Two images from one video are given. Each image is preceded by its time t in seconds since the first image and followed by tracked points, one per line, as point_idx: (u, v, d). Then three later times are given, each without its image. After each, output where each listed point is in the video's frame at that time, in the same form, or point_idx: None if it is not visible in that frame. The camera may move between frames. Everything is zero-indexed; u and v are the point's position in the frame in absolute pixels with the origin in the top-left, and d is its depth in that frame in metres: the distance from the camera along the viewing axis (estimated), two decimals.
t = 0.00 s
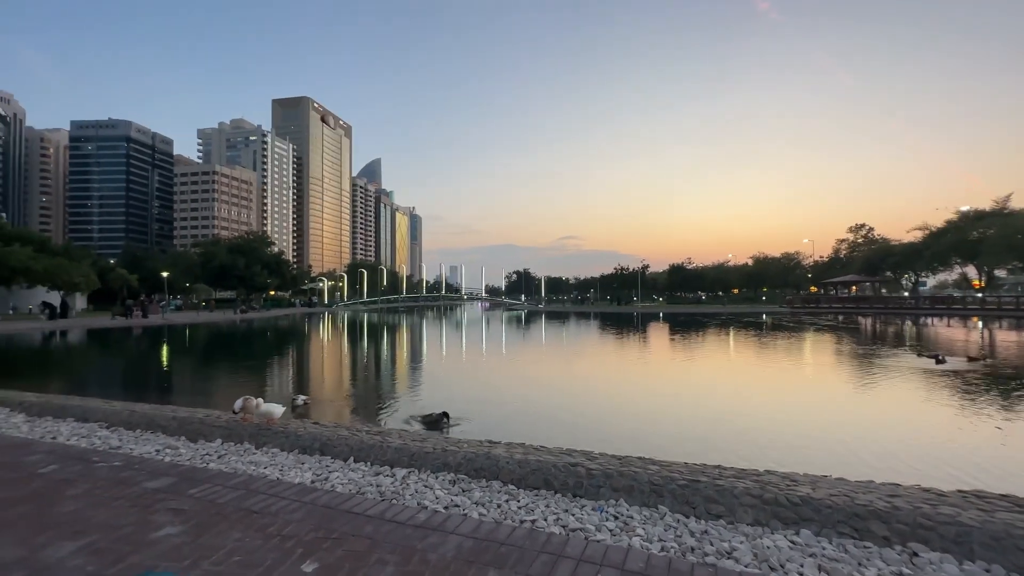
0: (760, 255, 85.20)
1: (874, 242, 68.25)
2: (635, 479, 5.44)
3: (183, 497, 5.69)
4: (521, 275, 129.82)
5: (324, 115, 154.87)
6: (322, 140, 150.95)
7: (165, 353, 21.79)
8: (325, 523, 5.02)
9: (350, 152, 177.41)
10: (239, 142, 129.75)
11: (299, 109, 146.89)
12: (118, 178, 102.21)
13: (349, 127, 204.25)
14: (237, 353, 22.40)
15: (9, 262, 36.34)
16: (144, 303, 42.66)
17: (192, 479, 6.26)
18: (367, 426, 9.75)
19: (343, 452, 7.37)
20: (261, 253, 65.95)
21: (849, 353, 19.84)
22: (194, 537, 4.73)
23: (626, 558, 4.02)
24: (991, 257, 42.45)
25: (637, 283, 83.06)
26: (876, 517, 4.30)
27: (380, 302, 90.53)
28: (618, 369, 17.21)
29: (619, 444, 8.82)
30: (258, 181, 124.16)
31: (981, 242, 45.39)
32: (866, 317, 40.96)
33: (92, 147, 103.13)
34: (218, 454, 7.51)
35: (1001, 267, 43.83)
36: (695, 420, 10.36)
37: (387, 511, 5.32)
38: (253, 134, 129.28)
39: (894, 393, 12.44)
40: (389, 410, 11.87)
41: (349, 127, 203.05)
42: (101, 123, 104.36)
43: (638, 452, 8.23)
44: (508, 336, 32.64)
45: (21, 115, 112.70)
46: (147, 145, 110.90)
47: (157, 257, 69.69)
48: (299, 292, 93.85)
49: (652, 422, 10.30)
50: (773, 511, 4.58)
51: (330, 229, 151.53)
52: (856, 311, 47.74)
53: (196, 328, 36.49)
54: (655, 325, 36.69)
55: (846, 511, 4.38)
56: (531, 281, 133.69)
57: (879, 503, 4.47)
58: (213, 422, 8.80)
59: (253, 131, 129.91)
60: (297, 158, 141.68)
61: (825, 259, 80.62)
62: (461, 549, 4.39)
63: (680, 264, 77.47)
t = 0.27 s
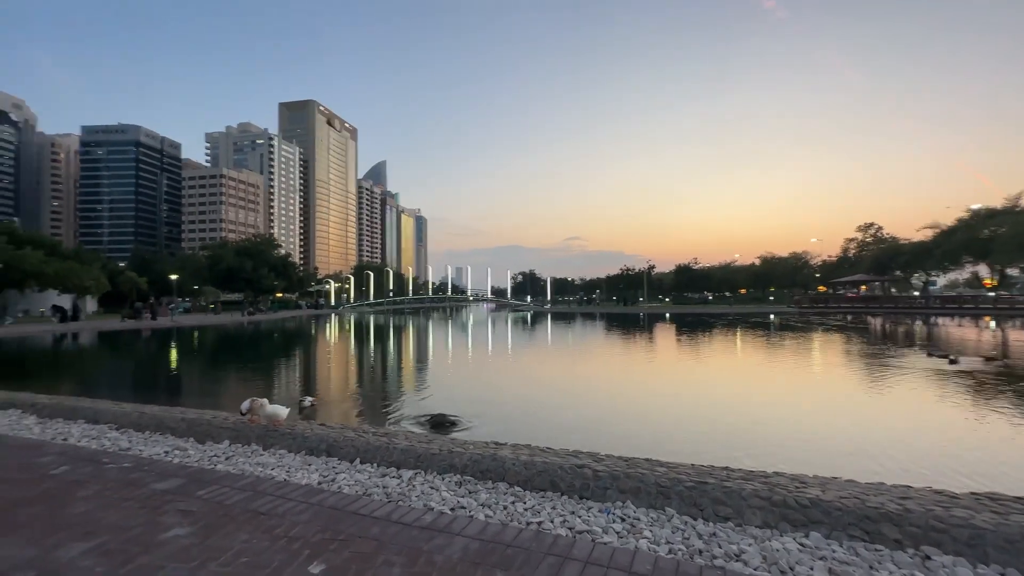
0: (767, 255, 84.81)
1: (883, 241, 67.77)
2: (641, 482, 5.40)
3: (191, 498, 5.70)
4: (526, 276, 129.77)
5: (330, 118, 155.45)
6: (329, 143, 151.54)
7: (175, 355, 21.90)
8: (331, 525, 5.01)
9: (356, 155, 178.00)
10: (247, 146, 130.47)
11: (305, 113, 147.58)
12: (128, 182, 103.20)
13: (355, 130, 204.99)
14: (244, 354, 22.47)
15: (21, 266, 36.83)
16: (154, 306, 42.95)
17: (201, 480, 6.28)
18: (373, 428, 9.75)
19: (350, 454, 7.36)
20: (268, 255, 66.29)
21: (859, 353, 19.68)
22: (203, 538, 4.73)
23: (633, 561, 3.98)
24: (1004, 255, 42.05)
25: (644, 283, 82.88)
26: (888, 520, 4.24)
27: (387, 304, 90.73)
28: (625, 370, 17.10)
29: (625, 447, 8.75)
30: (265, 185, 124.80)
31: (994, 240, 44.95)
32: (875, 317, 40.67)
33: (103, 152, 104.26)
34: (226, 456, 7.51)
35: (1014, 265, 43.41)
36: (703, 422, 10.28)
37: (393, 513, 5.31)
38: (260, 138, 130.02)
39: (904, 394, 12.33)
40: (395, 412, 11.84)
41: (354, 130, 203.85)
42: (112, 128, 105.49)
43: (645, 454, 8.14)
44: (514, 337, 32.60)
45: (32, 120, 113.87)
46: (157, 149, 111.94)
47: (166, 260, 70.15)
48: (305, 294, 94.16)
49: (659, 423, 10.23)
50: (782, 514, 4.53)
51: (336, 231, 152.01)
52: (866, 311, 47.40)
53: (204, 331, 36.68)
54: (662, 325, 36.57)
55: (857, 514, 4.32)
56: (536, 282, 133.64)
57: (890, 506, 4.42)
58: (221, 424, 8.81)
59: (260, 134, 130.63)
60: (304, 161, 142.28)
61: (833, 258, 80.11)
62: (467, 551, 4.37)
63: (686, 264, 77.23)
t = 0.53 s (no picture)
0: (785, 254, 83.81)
1: (907, 239, 66.60)
2: (659, 483, 5.34)
3: (214, 496, 5.76)
4: (541, 277, 129.58)
5: (346, 122, 156.73)
6: (344, 146, 152.79)
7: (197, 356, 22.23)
8: (350, 524, 5.01)
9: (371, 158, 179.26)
10: (265, 151, 132.10)
11: (322, 117, 148.99)
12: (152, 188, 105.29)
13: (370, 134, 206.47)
14: (263, 356, 22.72)
15: (52, 270, 39.41)
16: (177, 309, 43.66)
17: (223, 479, 6.33)
18: (390, 429, 9.77)
19: (368, 454, 7.37)
20: (287, 258, 67.07)
21: (885, 353, 19.41)
22: (224, 536, 4.77)
23: (651, 563, 3.93)
24: None
25: (660, 284, 82.38)
26: (915, 525, 4.14)
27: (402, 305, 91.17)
28: (643, 371, 16.98)
29: (643, 448, 8.69)
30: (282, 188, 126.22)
31: None
32: (900, 317, 40.00)
33: (127, 159, 106.72)
34: (247, 455, 7.58)
35: None
36: (722, 423, 10.16)
37: (410, 513, 5.30)
38: (278, 142, 131.55)
39: (930, 396, 12.06)
40: (411, 413, 11.89)
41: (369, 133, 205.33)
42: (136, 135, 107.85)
43: (663, 457, 8.05)
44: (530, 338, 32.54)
45: (59, 126, 116.55)
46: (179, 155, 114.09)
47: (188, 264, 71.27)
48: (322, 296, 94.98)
49: (676, 425, 10.13)
50: (804, 517, 4.44)
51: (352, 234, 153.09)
52: (890, 310, 46.61)
53: (225, 333, 37.19)
54: (679, 326, 36.28)
55: (881, 518, 4.23)
56: (551, 282, 133.37)
57: (917, 511, 4.30)
58: (243, 424, 8.89)
59: (277, 139, 132.18)
60: (320, 164, 143.58)
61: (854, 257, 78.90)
62: (483, 552, 4.35)
63: (703, 264, 76.61)
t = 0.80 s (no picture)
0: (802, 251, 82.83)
1: (928, 236, 65.43)
2: (674, 484, 5.30)
3: (234, 494, 5.82)
4: (554, 276, 129.42)
5: (359, 124, 157.65)
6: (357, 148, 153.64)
7: (216, 357, 22.49)
8: (365, 523, 5.04)
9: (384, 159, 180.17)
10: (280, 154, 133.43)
11: (335, 119, 150.10)
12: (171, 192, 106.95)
13: (382, 135, 207.56)
14: (280, 356, 22.89)
15: (77, 273, 40.46)
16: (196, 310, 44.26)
17: (242, 477, 6.39)
18: (404, 428, 9.78)
19: (383, 453, 7.40)
20: (302, 259, 67.67)
21: (907, 351, 19.14)
22: (243, 533, 4.81)
23: (666, 565, 3.89)
24: None
25: (674, 283, 81.85)
26: (939, 529, 4.04)
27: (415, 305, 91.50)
28: (658, 370, 16.86)
29: (659, 448, 8.62)
30: (297, 190, 127.30)
31: None
32: (922, 314, 39.31)
33: (148, 164, 108.80)
34: (265, 454, 7.64)
35: None
36: (738, 424, 10.05)
37: (425, 512, 5.31)
38: (292, 144, 132.76)
39: (953, 396, 11.83)
40: (425, 413, 11.89)
41: (382, 135, 206.43)
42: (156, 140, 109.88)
43: (679, 458, 7.95)
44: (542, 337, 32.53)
45: (80, 132, 118.68)
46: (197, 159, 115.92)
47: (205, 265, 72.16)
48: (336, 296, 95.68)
49: (691, 426, 10.04)
50: (822, 519, 4.38)
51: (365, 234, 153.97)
52: (912, 308, 45.83)
53: (243, 333, 37.61)
54: (693, 325, 36.03)
55: (903, 522, 4.15)
56: (564, 282, 133.12)
57: (941, 514, 4.21)
58: (261, 423, 8.95)
59: (292, 142, 133.41)
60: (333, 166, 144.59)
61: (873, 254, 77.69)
62: (497, 551, 4.33)
63: (717, 262, 76.01)
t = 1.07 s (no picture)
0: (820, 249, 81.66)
1: (952, 232, 64.10)
2: (692, 485, 5.24)
3: (254, 494, 5.86)
4: (567, 276, 129.14)
5: (372, 127, 158.55)
6: (371, 151, 154.53)
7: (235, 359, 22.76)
8: (383, 523, 5.04)
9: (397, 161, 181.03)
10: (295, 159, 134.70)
11: (349, 123, 151.15)
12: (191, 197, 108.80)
13: (396, 138, 208.54)
14: (297, 358, 23.08)
15: (101, 278, 41.33)
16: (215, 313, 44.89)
17: (262, 477, 6.43)
18: (420, 430, 9.75)
19: (400, 454, 7.41)
20: (318, 262, 68.27)
21: (931, 350, 18.74)
22: (264, 531, 4.85)
23: (685, 567, 3.85)
24: None
25: (688, 282, 81.32)
26: (968, 533, 3.95)
27: (429, 307, 91.83)
28: (674, 371, 16.69)
29: (675, 450, 8.50)
30: (312, 194, 128.44)
31: None
32: (945, 313, 38.56)
33: (168, 170, 110.91)
34: (284, 454, 7.69)
35: None
36: (754, 425, 9.93)
37: (442, 512, 5.31)
38: (307, 149, 134.07)
39: (979, 396, 11.54)
40: (440, 414, 11.86)
41: (395, 138, 207.49)
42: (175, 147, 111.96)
43: (698, 460, 7.83)
44: (557, 337, 32.43)
45: (101, 138, 121.05)
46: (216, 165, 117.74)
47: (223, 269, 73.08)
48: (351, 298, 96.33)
49: (707, 427, 9.91)
50: (845, 522, 4.31)
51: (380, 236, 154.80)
52: (936, 307, 44.94)
53: (261, 335, 38.00)
54: (709, 324, 35.66)
55: (929, 526, 4.06)
56: (577, 282, 132.74)
57: (970, 518, 4.11)
58: (280, 424, 9.01)
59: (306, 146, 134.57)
60: (348, 169, 145.56)
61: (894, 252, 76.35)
62: (514, 552, 4.32)
63: (734, 261, 75.31)
